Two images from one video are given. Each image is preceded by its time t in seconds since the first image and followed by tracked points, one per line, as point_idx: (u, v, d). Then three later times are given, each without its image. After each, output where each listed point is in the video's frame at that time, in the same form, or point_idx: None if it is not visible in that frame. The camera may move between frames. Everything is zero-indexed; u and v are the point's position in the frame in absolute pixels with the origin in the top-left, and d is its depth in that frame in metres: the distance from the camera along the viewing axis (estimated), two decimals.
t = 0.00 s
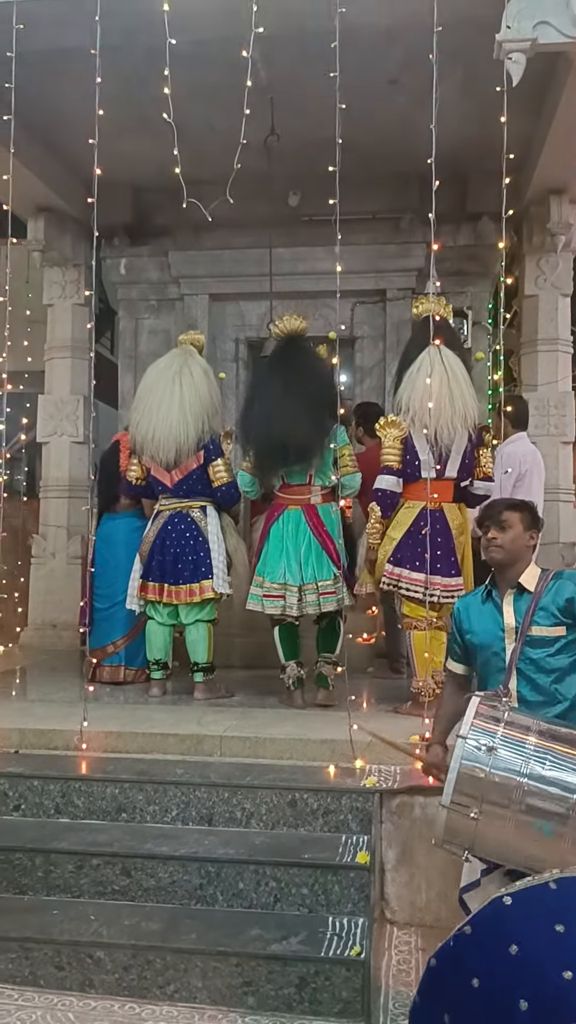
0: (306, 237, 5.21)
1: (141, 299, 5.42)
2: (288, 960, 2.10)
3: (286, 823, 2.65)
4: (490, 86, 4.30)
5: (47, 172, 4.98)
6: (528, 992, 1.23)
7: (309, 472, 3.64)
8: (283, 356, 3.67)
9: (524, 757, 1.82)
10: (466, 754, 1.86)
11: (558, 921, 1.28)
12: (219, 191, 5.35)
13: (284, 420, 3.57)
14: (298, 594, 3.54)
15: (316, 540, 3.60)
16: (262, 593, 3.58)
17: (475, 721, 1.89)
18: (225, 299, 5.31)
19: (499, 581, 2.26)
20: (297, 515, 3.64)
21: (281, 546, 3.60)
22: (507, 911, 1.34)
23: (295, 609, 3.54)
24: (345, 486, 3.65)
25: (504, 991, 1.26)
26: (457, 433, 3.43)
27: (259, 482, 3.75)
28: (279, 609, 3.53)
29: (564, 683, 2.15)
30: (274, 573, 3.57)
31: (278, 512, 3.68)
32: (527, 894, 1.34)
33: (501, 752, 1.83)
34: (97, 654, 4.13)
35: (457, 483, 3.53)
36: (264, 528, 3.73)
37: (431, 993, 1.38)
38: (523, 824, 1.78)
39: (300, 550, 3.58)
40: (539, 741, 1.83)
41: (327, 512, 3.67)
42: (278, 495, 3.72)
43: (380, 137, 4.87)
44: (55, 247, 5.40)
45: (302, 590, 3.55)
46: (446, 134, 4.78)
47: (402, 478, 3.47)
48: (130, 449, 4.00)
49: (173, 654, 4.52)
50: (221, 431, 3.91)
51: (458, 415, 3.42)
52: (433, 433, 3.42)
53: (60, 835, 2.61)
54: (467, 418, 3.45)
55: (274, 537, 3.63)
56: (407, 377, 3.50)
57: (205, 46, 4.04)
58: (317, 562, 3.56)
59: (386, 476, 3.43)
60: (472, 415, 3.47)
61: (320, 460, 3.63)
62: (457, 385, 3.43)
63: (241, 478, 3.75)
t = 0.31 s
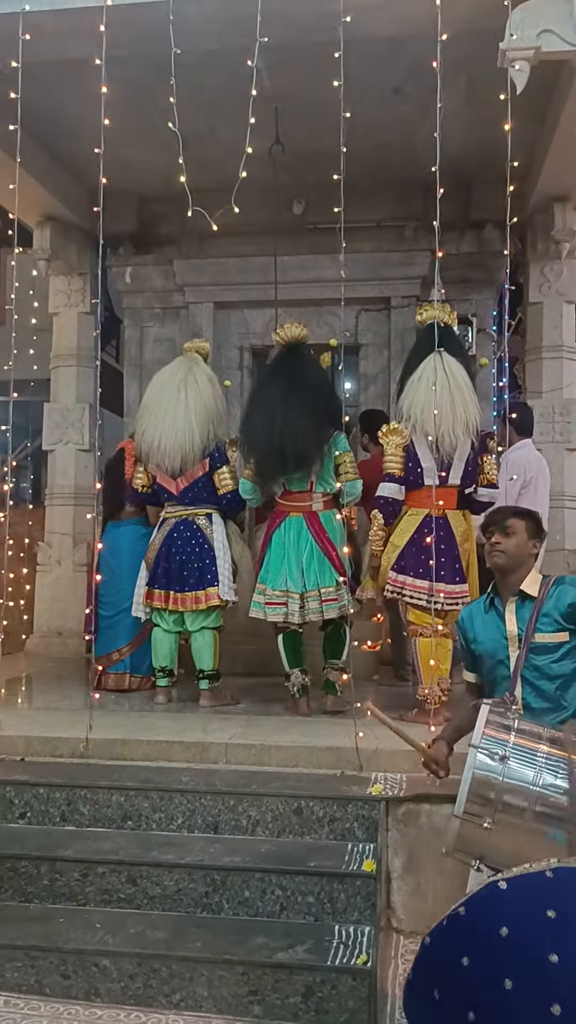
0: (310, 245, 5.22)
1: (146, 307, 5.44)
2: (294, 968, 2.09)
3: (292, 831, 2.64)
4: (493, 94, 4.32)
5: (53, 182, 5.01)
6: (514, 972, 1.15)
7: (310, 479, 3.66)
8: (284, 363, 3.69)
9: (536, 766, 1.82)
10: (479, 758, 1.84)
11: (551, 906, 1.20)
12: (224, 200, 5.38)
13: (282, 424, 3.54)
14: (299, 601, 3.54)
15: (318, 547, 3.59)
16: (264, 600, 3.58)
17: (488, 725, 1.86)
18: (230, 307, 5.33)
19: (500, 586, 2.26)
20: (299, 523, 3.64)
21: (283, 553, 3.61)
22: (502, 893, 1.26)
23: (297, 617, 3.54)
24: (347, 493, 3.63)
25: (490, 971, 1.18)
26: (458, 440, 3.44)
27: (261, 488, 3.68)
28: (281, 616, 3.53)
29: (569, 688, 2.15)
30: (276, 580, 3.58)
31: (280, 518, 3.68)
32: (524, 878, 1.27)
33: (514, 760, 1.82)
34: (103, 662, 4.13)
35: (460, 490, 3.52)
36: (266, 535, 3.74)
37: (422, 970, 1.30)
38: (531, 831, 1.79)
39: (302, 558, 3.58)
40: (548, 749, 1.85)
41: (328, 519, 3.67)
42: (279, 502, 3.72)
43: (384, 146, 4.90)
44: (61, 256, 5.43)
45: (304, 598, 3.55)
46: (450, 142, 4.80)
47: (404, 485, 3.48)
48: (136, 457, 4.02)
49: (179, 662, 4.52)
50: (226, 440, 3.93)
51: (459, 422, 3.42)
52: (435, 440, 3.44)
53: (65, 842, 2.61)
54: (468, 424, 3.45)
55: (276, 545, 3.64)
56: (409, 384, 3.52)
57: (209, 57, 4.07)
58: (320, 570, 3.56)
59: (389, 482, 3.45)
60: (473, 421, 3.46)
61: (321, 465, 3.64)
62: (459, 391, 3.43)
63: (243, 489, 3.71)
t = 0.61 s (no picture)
0: (312, 247, 5.22)
1: (148, 310, 5.45)
2: (298, 972, 2.09)
3: (295, 834, 2.63)
4: (495, 95, 4.31)
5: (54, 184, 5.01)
6: (519, 1003, 1.30)
7: (315, 480, 3.66)
8: (286, 365, 3.69)
9: (539, 768, 1.81)
10: (481, 765, 1.85)
11: (547, 928, 1.33)
12: (226, 202, 5.38)
13: (287, 426, 3.53)
14: (305, 604, 3.53)
15: (323, 549, 3.59)
16: (269, 603, 3.58)
17: (488, 733, 1.88)
18: (232, 309, 5.33)
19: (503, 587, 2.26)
20: (303, 525, 3.64)
21: (288, 554, 3.60)
22: (496, 920, 1.38)
23: (303, 619, 3.53)
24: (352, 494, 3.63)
25: (496, 999, 1.32)
26: (459, 441, 3.43)
27: (265, 494, 3.70)
28: (286, 619, 3.52)
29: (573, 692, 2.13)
30: (281, 582, 3.57)
31: (285, 520, 3.68)
32: (517, 901, 1.38)
33: (516, 763, 1.82)
34: (105, 665, 4.12)
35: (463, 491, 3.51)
36: (271, 536, 3.73)
37: (420, 992, 1.44)
38: (534, 835, 1.76)
39: (306, 560, 3.57)
40: (552, 752, 1.83)
41: (333, 521, 3.67)
42: (283, 503, 3.72)
43: (386, 147, 4.89)
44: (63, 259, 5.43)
45: (309, 599, 3.54)
46: (452, 142, 4.79)
47: (405, 487, 3.49)
48: (138, 460, 4.02)
49: (182, 664, 4.52)
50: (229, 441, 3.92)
51: (460, 423, 3.41)
52: (435, 442, 3.43)
53: (67, 846, 2.60)
54: (469, 425, 3.44)
55: (281, 546, 3.63)
56: (410, 386, 3.51)
57: (210, 58, 4.07)
58: (325, 571, 3.55)
59: (391, 485, 3.47)
60: (474, 422, 3.45)
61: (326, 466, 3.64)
62: (459, 392, 3.42)
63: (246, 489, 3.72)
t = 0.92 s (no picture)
0: (312, 245, 5.21)
1: (149, 308, 5.44)
2: (299, 970, 2.09)
3: (296, 832, 2.63)
4: (496, 92, 4.30)
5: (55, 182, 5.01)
6: (521, 981, 0.97)
7: (320, 478, 3.65)
8: (292, 361, 3.64)
9: (538, 766, 1.81)
10: (480, 768, 1.86)
11: (555, 913, 1.02)
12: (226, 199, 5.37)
13: (294, 425, 3.52)
14: (310, 602, 3.53)
15: (328, 547, 3.59)
16: (274, 601, 3.58)
17: (487, 736, 1.90)
18: (233, 306, 5.32)
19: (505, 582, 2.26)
20: (308, 523, 3.64)
21: (292, 552, 3.60)
22: (503, 898, 1.07)
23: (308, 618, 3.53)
24: (358, 493, 3.64)
25: (496, 982, 0.99)
26: (460, 439, 3.42)
27: (269, 489, 3.72)
28: (292, 617, 3.53)
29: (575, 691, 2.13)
30: (286, 580, 3.57)
31: (289, 518, 3.67)
32: (527, 882, 1.08)
33: (515, 764, 1.83)
34: (106, 663, 4.13)
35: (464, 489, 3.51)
36: (275, 535, 3.73)
37: (417, 978, 1.11)
38: (536, 835, 1.74)
39: (311, 558, 3.57)
40: (551, 751, 1.84)
41: (338, 520, 3.67)
42: (287, 502, 3.71)
43: (387, 144, 4.88)
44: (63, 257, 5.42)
45: (314, 597, 3.54)
46: (453, 139, 4.78)
47: (406, 485, 3.49)
48: (139, 459, 4.01)
49: (183, 663, 4.52)
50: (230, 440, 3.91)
51: (462, 421, 3.41)
52: (437, 440, 3.43)
53: (69, 844, 2.60)
54: (471, 423, 3.44)
55: (285, 544, 3.63)
56: (411, 384, 3.50)
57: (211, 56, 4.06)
58: (329, 569, 3.55)
59: (392, 483, 3.46)
60: (476, 421, 3.45)
61: (332, 465, 3.64)
62: (462, 390, 3.41)
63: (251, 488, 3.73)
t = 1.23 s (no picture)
0: (308, 240, 5.21)
1: (144, 303, 5.43)
2: (296, 966, 2.09)
3: (292, 828, 2.63)
4: (492, 87, 4.30)
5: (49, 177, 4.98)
6: (524, 997, 1.18)
7: (320, 474, 3.64)
8: (295, 357, 3.66)
9: (538, 764, 1.81)
10: (480, 764, 1.83)
11: (554, 922, 1.24)
12: (222, 194, 5.35)
13: (297, 421, 3.53)
14: (310, 597, 3.54)
15: (329, 542, 3.58)
16: (274, 596, 3.58)
17: (487, 731, 1.87)
18: (229, 301, 5.31)
19: (499, 580, 2.25)
20: (308, 517, 3.63)
21: (293, 546, 3.59)
22: (502, 911, 1.28)
23: (309, 612, 3.54)
24: (358, 491, 3.63)
25: (502, 996, 1.20)
26: (456, 435, 3.42)
27: (270, 484, 3.72)
28: (292, 612, 3.53)
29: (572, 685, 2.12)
30: (287, 575, 3.57)
31: (289, 513, 3.66)
32: (522, 898, 1.28)
33: (515, 761, 1.82)
34: (102, 659, 4.12)
35: (459, 485, 3.51)
36: (275, 529, 3.72)
37: (422, 992, 1.31)
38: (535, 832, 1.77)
39: (312, 553, 3.56)
40: (551, 749, 1.84)
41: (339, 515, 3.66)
42: (288, 497, 3.70)
43: (383, 139, 4.87)
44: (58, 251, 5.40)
45: (314, 592, 3.55)
46: (449, 134, 4.78)
47: (402, 481, 3.46)
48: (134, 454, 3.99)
49: (179, 659, 4.52)
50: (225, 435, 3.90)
51: (458, 417, 3.40)
52: (432, 434, 3.42)
53: (65, 840, 2.60)
54: (467, 418, 3.43)
55: (286, 539, 3.62)
56: (406, 380, 3.49)
57: (206, 49, 4.04)
58: (330, 564, 3.54)
59: (388, 479, 3.43)
60: (471, 416, 3.44)
61: (332, 463, 3.63)
62: (457, 385, 3.40)
63: (250, 483, 3.73)
